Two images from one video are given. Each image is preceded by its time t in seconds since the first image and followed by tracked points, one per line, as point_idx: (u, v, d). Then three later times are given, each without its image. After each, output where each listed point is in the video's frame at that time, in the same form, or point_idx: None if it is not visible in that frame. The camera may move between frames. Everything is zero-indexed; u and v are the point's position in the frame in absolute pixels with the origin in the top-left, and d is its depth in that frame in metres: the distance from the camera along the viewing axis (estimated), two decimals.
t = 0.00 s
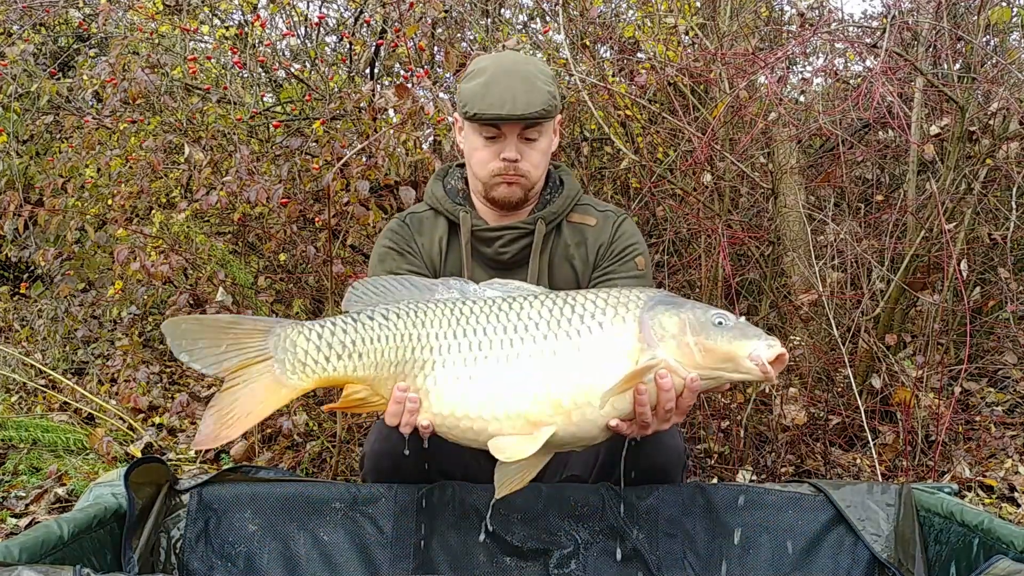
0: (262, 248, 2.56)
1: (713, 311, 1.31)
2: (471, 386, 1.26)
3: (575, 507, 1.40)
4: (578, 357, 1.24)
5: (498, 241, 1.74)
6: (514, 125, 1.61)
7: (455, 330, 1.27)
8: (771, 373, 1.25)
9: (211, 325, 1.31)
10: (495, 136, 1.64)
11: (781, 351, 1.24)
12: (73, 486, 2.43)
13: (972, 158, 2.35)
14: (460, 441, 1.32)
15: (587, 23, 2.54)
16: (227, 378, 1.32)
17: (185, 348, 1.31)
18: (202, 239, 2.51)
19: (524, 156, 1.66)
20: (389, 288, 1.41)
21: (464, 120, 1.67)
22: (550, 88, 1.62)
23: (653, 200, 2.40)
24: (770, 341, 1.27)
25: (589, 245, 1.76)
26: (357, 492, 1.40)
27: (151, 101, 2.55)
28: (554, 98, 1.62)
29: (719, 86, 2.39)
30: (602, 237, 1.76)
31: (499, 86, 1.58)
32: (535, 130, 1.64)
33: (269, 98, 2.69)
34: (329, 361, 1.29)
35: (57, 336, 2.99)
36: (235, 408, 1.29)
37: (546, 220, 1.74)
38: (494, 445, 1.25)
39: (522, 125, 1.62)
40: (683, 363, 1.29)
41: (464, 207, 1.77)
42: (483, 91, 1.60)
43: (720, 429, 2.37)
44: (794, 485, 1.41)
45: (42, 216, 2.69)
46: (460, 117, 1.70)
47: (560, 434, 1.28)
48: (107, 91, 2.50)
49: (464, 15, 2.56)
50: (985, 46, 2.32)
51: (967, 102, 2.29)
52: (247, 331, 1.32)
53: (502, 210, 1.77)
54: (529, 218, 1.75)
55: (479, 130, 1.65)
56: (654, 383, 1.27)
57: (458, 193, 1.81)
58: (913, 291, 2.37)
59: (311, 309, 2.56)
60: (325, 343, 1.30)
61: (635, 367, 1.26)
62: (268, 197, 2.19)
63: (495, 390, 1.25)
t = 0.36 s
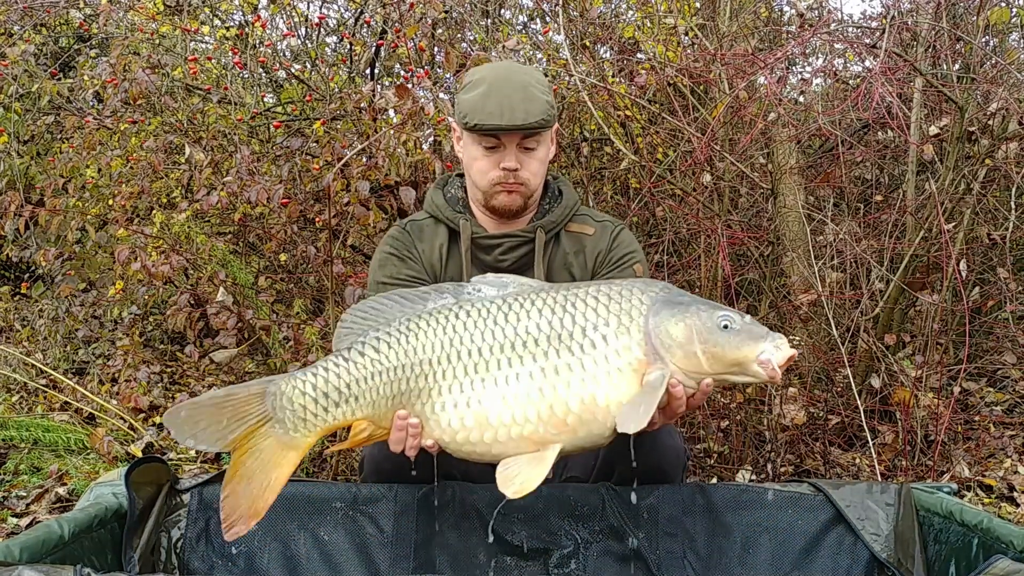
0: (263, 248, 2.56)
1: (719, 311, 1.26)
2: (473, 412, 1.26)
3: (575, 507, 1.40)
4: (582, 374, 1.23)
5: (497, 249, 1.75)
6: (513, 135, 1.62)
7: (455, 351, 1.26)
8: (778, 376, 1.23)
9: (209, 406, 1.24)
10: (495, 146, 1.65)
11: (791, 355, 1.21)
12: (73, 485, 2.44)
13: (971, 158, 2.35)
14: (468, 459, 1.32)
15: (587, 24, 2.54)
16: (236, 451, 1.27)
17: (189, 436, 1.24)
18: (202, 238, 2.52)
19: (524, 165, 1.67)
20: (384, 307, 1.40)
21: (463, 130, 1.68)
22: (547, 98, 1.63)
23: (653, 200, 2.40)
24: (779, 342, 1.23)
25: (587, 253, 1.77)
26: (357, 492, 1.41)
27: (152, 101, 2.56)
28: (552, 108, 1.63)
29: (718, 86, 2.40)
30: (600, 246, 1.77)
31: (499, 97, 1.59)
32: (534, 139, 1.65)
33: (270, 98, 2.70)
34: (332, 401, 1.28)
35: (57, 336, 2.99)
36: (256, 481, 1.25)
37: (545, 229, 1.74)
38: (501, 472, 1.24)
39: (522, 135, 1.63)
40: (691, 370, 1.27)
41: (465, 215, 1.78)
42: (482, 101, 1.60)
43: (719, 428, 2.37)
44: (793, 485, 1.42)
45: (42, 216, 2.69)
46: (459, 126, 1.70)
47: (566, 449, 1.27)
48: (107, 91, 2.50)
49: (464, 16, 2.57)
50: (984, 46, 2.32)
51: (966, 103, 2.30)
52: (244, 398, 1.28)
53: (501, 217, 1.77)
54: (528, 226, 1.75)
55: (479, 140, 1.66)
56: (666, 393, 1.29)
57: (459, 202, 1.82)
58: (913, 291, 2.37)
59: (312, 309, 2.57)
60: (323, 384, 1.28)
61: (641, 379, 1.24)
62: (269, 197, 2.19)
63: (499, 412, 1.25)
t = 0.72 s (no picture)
0: (262, 248, 2.56)
1: (717, 312, 1.25)
2: (467, 403, 1.26)
3: (575, 507, 1.40)
4: (576, 369, 1.23)
5: (494, 252, 1.75)
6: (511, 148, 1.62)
7: (450, 343, 1.26)
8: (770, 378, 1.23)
9: (204, 397, 1.25)
10: (492, 157, 1.65)
11: (786, 361, 1.21)
12: (73, 485, 2.44)
13: (971, 158, 2.35)
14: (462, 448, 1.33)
15: (587, 24, 2.54)
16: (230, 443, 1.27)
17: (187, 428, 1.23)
18: (202, 239, 2.52)
19: (521, 176, 1.67)
20: (382, 294, 1.39)
21: (461, 140, 1.68)
22: (546, 111, 1.63)
23: (652, 200, 2.40)
24: (774, 346, 1.23)
25: (583, 257, 1.76)
26: (357, 492, 1.41)
27: (152, 101, 2.56)
28: (551, 122, 1.63)
29: (718, 86, 2.40)
30: (597, 249, 1.76)
31: (498, 111, 1.59)
32: (531, 151, 1.65)
33: (270, 98, 2.70)
34: (327, 391, 1.28)
35: (57, 335, 2.99)
36: (250, 472, 1.25)
37: (542, 232, 1.75)
38: (495, 463, 1.26)
39: (520, 148, 1.63)
40: (685, 371, 1.26)
41: (462, 219, 1.78)
42: (482, 114, 1.60)
43: (719, 429, 2.37)
44: (793, 485, 1.42)
45: (42, 216, 2.69)
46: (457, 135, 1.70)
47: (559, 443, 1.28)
48: (107, 91, 2.50)
49: (464, 16, 2.57)
50: (984, 46, 2.32)
51: (966, 103, 2.31)
52: (239, 389, 1.28)
53: (497, 225, 1.77)
54: (525, 230, 1.75)
55: (477, 151, 1.66)
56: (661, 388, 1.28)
57: (456, 206, 1.81)
58: (913, 290, 2.37)
59: (312, 309, 2.57)
60: (319, 374, 1.28)
61: (633, 375, 1.24)
62: (269, 198, 2.19)
63: (492, 404, 1.25)
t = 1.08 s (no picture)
0: (262, 248, 2.57)
1: (714, 322, 1.25)
2: (460, 392, 1.26)
3: (575, 507, 1.40)
4: (572, 367, 1.23)
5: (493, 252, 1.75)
6: (502, 138, 1.63)
7: (448, 334, 1.26)
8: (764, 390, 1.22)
9: (205, 358, 1.28)
10: (485, 149, 1.66)
11: (776, 374, 1.20)
12: (73, 485, 2.44)
13: (971, 158, 2.36)
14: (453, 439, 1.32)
15: (587, 24, 2.54)
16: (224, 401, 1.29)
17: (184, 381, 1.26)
18: (202, 239, 2.52)
19: (514, 169, 1.67)
20: (386, 281, 1.40)
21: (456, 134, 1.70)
22: (539, 104, 1.63)
23: (652, 200, 2.40)
24: (769, 359, 1.22)
25: (583, 257, 1.76)
26: (357, 492, 1.40)
27: (152, 101, 2.56)
28: (543, 113, 1.63)
29: (718, 86, 2.40)
30: (596, 250, 1.76)
31: (490, 101, 1.60)
32: (524, 143, 1.65)
33: (270, 98, 2.70)
34: (322, 371, 1.29)
35: (58, 336, 2.99)
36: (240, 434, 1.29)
37: (541, 233, 1.75)
38: (484, 451, 1.25)
39: (512, 138, 1.63)
40: (679, 378, 1.26)
41: (463, 219, 1.78)
42: (474, 105, 1.61)
43: (719, 429, 2.37)
44: (793, 485, 1.42)
45: (43, 216, 2.69)
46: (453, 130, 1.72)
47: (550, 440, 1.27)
48: (107, 91, 2.50)
49: (464, 16, 2.57)
50: (984, 46, 2.32)
51: (966, 103, 2.31)
52: (240, 356, 1.30)
53: (493, 220, 1.77)
54: (525, 230, 1.75)
55: (471, 143, 1.67)
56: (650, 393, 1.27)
57: (457, 207, 1.81)
58: (913, 291, 2.38)
59: (312, 308, 2.57)
60: (317, 355, 1.29)
61: (627, 376, 1.24)
62: (269, 198, 2.19)
63: (485, 396, 1.25)
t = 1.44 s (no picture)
0: (262, 248, 2.58)
1: (718, 315, 1.25)
2: (467, 394, 1.26)
3: (575, 507, 1.40)
4: (578, 365, 1.23)
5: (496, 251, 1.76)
6: (501, 123, 1.66)
7: (452, 336, 1.26)
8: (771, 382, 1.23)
9: (205, 377, 1.28)
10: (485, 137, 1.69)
11: (783, 362, 1.21)
12: (73, 485, 2.44)
13: (971, 158, 2.36)
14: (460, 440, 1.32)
15: (587, 24, 2.53)
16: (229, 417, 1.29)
17: (188, 403, 1.26)
18: (202, 239, 2.52)
19: (513, 156, 1.69)
20: (387, 286, 1.40)
21: (458, 127, 1.73)
22: (538, 92, 1.67)
23: (653, 200, 2.39)
24: (773, 349, 1.23)
25: (585, 257, 1.76)
26: (357, 491, 1.40)
27: (152, 101, 2.56)
28: (542, 101, 1.67)
29: (718, 86, 2.40)
30: (599, 250, 1.76)
31: (489, 87, 1.64)
32: (524, 131, 1.68)
33: (270, 98, 2.70)
34: (325, 378, 1.29)
35: (57, 336, 2.99)
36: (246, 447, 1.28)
37: (544, 233, 1.75)
38: (492, 453, 1.24)
39: (511, 123, 1.66)
40: (685, 372, 1.26)
41: (466, 218, 1.79)
42: (473, 92, 1.66)
43: (719, 429, 2.37)
44: (793, 485, 1.42)
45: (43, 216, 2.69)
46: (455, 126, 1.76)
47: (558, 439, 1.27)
48: (107, 91, 2.50)
49: (464, 16, 2.57)
50: (984, 46, 2.32)
51: (966, 103, 2.31)
52: (241, 370, 1.30)
53: (495, 214, 1.77)
54: (528, 230, 1.76)
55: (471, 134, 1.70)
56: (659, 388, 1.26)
57: (461, 206, 1.82)
58: (913, 290, 2.38)
59: (312, 309, 2.57)
60: (320, 360, 1.29)
61: (634, 372, 1.23)
62: (269, 198, 2.19)
63: (492, 397, 1.25)
